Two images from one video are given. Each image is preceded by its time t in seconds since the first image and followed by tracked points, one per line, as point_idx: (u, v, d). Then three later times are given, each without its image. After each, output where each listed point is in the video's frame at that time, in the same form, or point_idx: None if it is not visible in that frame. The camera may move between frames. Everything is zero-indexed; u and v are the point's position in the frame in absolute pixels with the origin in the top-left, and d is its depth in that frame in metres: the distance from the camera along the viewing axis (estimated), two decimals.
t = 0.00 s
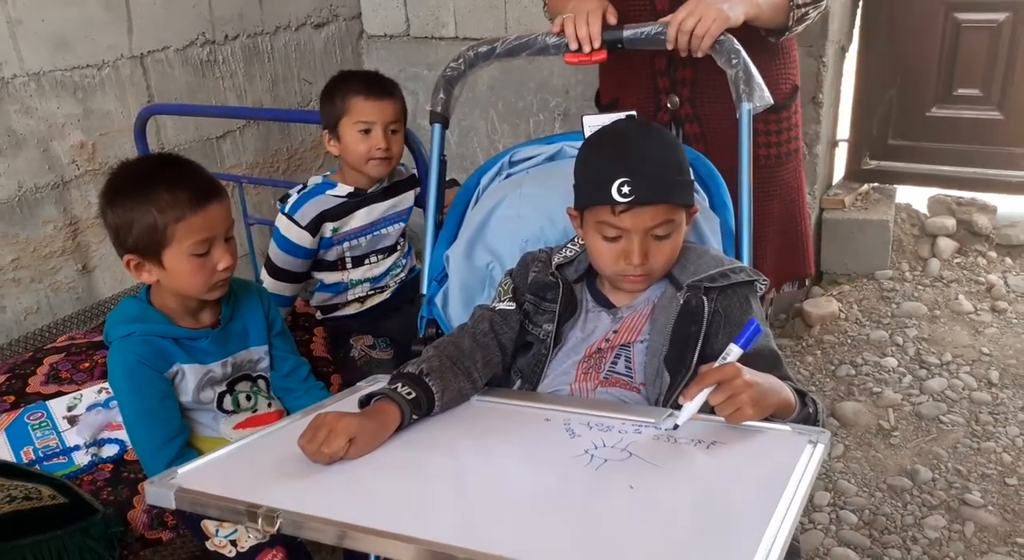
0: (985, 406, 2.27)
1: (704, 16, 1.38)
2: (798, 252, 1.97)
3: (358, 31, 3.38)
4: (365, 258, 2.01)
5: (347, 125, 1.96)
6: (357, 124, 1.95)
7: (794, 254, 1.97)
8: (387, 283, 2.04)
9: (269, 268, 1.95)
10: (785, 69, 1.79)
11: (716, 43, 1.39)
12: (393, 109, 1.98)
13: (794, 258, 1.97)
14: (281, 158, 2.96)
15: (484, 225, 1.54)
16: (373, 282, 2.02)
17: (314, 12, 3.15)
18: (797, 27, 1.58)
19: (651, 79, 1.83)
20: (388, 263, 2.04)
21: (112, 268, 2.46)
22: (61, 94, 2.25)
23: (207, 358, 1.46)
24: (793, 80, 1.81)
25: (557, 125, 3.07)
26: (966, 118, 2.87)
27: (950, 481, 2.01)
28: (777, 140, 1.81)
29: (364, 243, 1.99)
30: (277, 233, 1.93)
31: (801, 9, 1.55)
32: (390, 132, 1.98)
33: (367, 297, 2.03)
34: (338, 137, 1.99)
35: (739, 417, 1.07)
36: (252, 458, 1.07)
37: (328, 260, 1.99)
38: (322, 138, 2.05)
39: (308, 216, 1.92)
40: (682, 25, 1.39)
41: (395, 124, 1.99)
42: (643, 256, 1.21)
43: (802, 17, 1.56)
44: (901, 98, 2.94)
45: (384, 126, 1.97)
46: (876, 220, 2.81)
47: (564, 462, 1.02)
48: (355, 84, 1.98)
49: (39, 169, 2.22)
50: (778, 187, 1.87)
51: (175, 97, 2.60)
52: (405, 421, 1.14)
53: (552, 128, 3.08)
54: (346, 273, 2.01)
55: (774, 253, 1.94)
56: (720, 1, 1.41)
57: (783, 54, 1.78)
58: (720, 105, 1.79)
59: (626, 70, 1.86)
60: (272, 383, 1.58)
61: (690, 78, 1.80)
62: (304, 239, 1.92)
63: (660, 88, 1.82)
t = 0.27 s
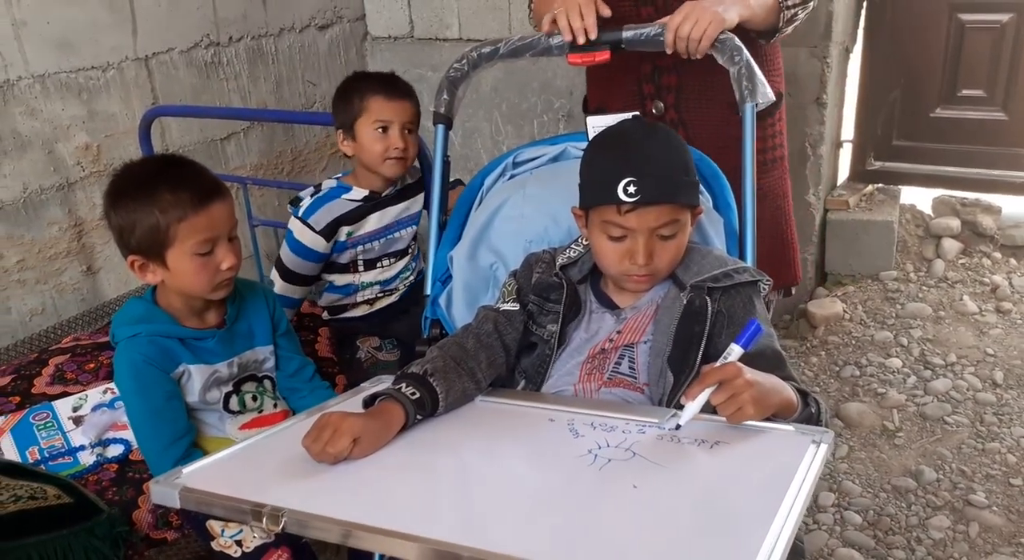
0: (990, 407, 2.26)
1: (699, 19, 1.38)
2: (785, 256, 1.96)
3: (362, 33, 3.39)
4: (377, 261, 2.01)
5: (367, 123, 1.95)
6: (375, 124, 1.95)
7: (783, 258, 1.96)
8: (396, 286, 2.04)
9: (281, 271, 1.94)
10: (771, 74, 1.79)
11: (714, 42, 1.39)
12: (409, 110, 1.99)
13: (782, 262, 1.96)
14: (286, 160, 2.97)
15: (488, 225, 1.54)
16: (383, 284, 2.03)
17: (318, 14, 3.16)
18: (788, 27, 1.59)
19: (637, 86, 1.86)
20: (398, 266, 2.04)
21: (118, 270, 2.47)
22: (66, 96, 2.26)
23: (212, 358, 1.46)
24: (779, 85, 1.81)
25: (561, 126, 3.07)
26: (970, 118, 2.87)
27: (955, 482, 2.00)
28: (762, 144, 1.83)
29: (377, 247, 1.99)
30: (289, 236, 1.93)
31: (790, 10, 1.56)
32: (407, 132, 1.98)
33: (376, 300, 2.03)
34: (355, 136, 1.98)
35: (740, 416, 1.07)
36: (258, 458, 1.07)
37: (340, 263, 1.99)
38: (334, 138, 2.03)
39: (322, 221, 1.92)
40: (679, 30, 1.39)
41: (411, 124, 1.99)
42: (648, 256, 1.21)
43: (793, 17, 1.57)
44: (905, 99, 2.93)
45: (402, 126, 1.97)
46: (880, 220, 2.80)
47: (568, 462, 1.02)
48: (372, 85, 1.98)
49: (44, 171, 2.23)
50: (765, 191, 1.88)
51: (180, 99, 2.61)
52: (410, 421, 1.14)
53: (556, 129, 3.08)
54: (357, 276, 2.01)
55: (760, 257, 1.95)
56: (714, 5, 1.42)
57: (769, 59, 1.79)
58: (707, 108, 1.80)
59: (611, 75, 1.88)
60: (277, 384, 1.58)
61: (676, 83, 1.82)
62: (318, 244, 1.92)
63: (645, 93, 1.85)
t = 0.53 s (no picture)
0: (996, 405, 2.27)
1: (704, 23, 1.39)
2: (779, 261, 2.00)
3: (371, 34, 3.40)
4: (383, 260, 2.03)
5: (379, 129, 1.96)
6: (387, 129, 1.96)
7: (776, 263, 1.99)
8: (403, 285, 2.05)
9: (289, 270, 1.97)
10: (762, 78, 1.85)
11: (718, 44, 1.40)
12: (420, 115, 2.00)
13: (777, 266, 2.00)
14: (296, 161, 2.99)
15: (496, 225, 1.56)
16: (389, 283, 2.04)
17: (328, 16, 3.18)
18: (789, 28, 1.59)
19: (633, 91, 1.94)
20: (405, 265, 2.06)
21: (129, 270, 2.49)
22: (78, 97, 2.28)
23: (224, 357, 1.48)
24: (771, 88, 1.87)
25: (568, 127, 3.09)
26: (977, 118, 2.87)
27: (960, 480, 2.01)
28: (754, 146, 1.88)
29: (383, 245, 2.01)
30: (297, 236, 1.95)
31: (789, 13, 1.56)
32: (417, 137, 2.00)
33: (383, 298, 2.04)
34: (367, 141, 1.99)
35: (754, 408, 1.10)
36: (270, 455, 1.09)
37: (347, 262, 2.01)
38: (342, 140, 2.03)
39: (328, 220, 1.94)
40: (684, 33, 1.39)
41: (421, 129, 2.01)
42: (655, 255, 1.22)
43: (792, 18, 1.58)
44: (911, 99, 2.94)
45: (412, 132, 1.98)
46: (886, 220, 2.80)
47: (576, 459, 1.03)
48: (383, 89, 1.98)
49: (57, 172, 2.25)
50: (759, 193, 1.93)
51: (190, 101, 2.63)
52: (419, 419, 1.16)
53: (564, 130, 3.09)
54: (363, 273, 2.03)
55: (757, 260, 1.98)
56: (717, 9, 1.43)
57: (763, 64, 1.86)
58: (702, 111, 1.89)
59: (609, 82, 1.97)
60: (287, 382, 1.59)
61: (671, 89, 1.91)
62: (325, 242, 1.93)
63: (642, 98, 1.93)
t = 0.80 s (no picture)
0: (1007, 403, 2.25)
1: (713, 15, 1.38)
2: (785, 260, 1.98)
3: (376, 29, 3.39)
4: (387, 254, 2.01)
5: (384, 126, 1.95)
6: (391, 125, 1.95)
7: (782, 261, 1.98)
8: (408, 279, 2.04)
9: (292, 262, 1.97)
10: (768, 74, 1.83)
11: (728, 38, 1.39)
12: (421, 109, 2.01)
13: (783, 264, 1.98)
14: (300, 156, 2.98)
15: (503, 220, 1.54)
16: (394, 278, 2.03)
17: (333, 10, 3.16)
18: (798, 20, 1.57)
19: (638, 88, 1.92)
20: (409, 258, 2.04)
21: (134, 266, 2.48)
22: (83, 93, 2.28)
23: (229, 352, 1.47)
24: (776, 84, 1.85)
25: (574, 122, 3.07)
26: (987, 113, 2.84)
27: (972, 478, 1.99)
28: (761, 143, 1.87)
29: (386, 238, 1.99)
30: (300, 228, 1.95)
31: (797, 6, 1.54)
32: (420, 131, 2.00)
33: (388, 293, 2.03)
34: (370, 138, 1.98)
35: (777, 398, 1.08)
36: (275, 451, 1.08)
37: (349, 255, 2.01)
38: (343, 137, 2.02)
39: (330, 210, 1.94)
40: (693, 26, 1.38)
41: (423, 123, 2.01)
42: (663, 249, 1.21)
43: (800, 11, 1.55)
44: (921, 93, 2.91)
45: (415, 126, 1.99)
46: (896, 215, 2.77)
47: (584, 456, 1.02)
48: (384, 84, 1.98)
49: (62, 167, 2.25)
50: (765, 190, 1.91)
51: (195, 95, 2.62)
52: (426, 415, 1.15)
53: (570, 125, 3.08)
54: (367, 268, 2.02)
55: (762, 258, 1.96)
56: (727, 2, 1.41)
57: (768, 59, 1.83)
58: (708, 107, 1.87)
59: (614, 78, 1.95)
60: (293, 378, 1.59)
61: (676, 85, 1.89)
62: (328, 233, 1.93)
63: (647, 95, 1.92)
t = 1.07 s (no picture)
0: (1011, 394, 2.24)
1: (720, 3, 1.36)
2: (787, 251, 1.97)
3: (377, 19, 3.37)
4: (384, 242, 2.01)
5: (379, 119, 1.94)
6: (388, 119, 1.94)
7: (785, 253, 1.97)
8: (407, 268, 2.03)
9: (291, 251, 1.95)
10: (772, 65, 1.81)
11: (734, 26, 1.38)
12: (417, 100, 1.99)
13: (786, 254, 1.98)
14: (302, 146, 2.97)
15: (507, 209, 1.53)
16: (393, 267, 2.02)
17: None
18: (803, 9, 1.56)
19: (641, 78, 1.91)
20: (407, 246, 2.03)
21: (136, 256, 2.48)
22: (84, 82, 2.27)
23: (233, 340, 1.46)
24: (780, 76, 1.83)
25: (577, 111, 3.06)
26: (992, 103, 2.83)
27: (976, 470, 1.99)
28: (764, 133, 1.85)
29: (381, 226, 1.98)
30: (297, 218, 1.94)
31: None
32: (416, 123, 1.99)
33: (388, 282, 2.02)
34: (366, 131, 1.97)
35: (779, 395, 1.08)
36: (279, 440, 1.07)
37: (346, 245, 2.00)
38: (339, 130, 2.00)
39: (324, 198, 1.93)
40: (700, 14, 1.37)
41: (418, 115, 2.00)
42: (670, 238, 1.20)
43: None
44: (926, 83, 2.89)
45: (411, 118, 1.98)
46: (899, 205, 2.76)
47: (589, 445, 1.02)
48: (379, 77, 1.96)
49: (63, 157, 2.24)
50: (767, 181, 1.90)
51: (197, 85, 2.61)
52: (430, 404, 1.14)
53: (572, 115, 3.06)
54: (365, 258, 2.01)
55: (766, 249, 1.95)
56: None
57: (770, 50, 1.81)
58: (712, 98, 1.86)
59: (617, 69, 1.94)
60: (296, 366, 1.58)
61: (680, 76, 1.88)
62: (324, 222, 1.92)
63: (651, 86, 1.91)
